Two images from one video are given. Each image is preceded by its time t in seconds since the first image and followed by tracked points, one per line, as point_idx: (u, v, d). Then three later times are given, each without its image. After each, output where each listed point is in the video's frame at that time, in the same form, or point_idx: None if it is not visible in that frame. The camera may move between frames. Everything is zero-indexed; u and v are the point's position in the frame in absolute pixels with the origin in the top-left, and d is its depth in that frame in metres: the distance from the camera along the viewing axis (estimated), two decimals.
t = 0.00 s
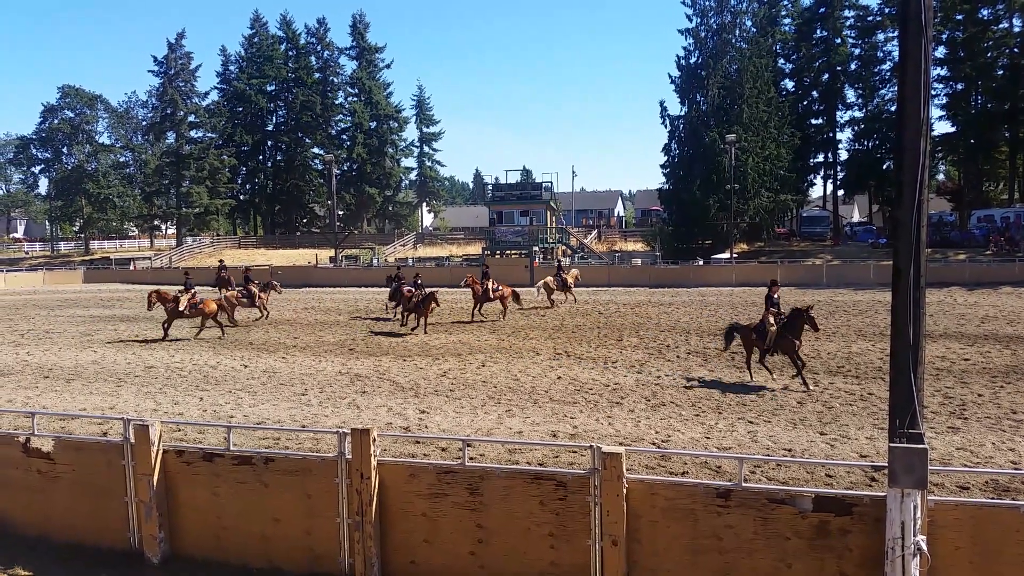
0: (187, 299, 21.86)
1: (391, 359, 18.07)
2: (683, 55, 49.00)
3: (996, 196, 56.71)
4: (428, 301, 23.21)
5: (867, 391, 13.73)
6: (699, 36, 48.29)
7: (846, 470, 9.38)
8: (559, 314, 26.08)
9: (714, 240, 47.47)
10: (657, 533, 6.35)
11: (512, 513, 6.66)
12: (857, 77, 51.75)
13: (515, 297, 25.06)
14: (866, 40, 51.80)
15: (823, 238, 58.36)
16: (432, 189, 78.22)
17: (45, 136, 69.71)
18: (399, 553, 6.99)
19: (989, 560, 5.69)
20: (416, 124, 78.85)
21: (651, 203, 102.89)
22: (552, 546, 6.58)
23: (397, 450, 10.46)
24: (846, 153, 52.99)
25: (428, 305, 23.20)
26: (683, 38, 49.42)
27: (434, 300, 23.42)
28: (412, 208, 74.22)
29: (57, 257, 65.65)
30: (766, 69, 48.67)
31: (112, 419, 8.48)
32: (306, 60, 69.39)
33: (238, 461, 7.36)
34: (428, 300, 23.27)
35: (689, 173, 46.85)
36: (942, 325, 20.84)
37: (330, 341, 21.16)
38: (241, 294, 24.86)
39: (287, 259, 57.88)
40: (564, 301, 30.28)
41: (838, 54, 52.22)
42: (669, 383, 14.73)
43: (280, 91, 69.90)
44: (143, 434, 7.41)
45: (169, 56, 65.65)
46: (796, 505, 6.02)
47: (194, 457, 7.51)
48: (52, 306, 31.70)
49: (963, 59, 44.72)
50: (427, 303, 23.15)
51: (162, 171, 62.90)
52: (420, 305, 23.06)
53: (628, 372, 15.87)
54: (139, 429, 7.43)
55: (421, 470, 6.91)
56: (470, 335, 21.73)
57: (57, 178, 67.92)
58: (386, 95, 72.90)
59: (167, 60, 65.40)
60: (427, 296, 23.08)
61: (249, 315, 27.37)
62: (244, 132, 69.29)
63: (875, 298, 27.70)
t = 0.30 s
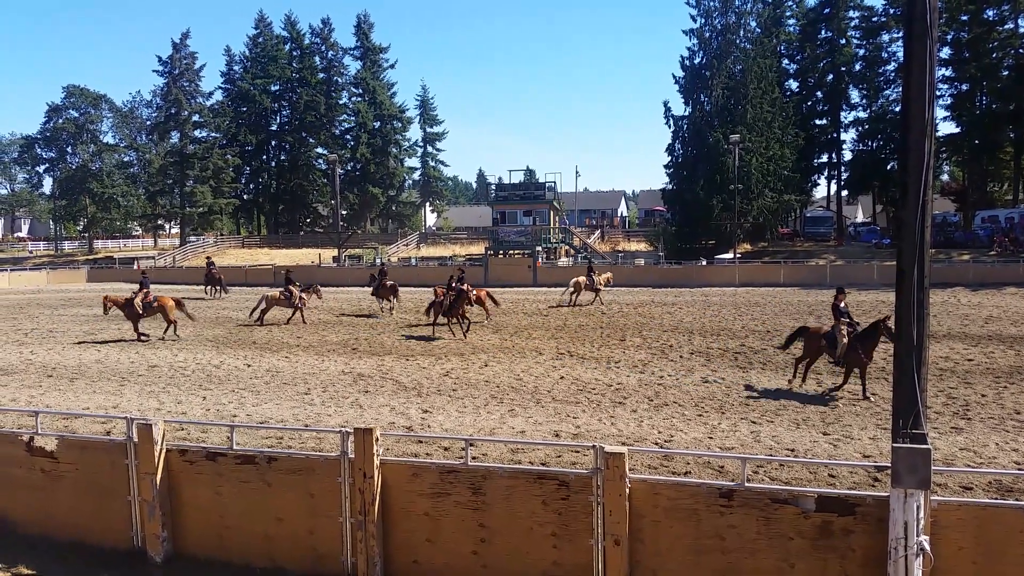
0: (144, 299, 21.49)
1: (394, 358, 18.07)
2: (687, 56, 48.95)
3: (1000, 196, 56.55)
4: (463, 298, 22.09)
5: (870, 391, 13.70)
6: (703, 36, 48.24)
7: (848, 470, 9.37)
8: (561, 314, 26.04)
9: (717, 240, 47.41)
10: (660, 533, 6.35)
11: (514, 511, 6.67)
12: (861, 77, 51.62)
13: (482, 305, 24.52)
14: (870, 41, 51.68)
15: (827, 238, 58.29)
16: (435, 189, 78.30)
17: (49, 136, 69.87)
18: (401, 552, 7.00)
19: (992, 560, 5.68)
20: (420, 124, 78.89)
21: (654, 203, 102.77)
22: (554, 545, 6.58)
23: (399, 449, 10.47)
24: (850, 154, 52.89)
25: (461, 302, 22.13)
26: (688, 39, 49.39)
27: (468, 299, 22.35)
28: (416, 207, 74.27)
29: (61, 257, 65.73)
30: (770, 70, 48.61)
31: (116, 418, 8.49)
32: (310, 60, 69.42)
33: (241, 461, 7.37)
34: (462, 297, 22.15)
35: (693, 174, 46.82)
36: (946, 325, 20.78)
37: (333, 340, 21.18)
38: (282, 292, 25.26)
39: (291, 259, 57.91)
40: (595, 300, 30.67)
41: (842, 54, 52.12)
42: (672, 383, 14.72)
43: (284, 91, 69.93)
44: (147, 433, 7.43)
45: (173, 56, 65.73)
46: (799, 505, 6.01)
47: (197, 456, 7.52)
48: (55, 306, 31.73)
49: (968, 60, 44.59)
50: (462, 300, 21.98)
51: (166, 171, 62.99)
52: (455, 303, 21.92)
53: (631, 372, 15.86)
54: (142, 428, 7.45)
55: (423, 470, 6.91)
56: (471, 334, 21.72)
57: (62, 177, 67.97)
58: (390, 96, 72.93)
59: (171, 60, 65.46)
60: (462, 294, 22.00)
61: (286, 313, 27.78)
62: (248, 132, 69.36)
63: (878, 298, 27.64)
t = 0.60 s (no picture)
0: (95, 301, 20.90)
1: (393, 359, 18.07)
2: (686, 55, 49.01)
3: (1000, 195, 56.55)
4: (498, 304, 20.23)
5: (870, 391, 13.70)
6: (702, 36, 48.27)
7: (848, 470, 9.37)
8: (561, 314, 26.02)
9: (717, 240, 47.45)
10: (660, 534, 6.35)
11: (514, 512, 6.66)
12: (860, 77, 51.63)
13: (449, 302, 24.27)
14: (869, 40, 51.68)
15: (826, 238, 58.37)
16: (434, 189, 78.31)
17: (48, 137, 69.89)
18: (401, 553, 7.00)
19: (991, 561, 5.68)
20: (418, 124, 78.91)
21: (653, 203, 102.79)
22: (555, 546, 6.57)
23: (399, 450, 10.48)
24: (849, 153, 52.92)
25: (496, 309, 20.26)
26: (686, 38, 49.43)
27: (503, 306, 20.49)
28: (415, 207, 74.26)
29: (60, 258, 65.71)
30: (768, 69, 48.63)
31: (117, 419, 8.50)
32: (309, 60, 69.37)
33: (241, 462, 7.37)
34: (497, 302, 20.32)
35: (692, 173, 46.83)
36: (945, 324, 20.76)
37: (332, 341, 21.17)
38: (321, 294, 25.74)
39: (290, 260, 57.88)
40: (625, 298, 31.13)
41: (841, 53, 52.13)
42: (672, 383, 14.72)
43: (283, 92, 69.95)
44: (147, 434, 7.43)
45: (171, 57, 65.71)
46: (799, 505, 6.01)
47: (196, 457, 7.52)
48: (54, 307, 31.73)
49: (966, 59, 44.59)
50: (495, 308, 20.12)
51: (165, 172, 62.97)
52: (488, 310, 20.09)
53: (631, 373, 15.86)
54: (142, 429, 7.45)
55: (423, 471, 6.91)
56: (470, 335, 21.73)
57: (61, 178, 67.99)
58: (388, 96, 72.94)
59: (170, 61, 65.50)
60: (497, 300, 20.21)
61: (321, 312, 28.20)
62: (247, 133, 69.37)
63: (878, 298, 27.62)
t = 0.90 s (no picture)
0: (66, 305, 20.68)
1: (393, 360, 18.06)
2: (685, 57, 49.09)
3: (998, 196, 56.63)
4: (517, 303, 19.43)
5: (869, 392, 13.71)
6: (700, 37, 48.33)
7: (847, 471, 9.37)
8: (560, 315, 26.01)
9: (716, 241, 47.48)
10: (659, 534, 6.35)
11: (513, 513, 6.66)
12: (858, 78, 51.70)
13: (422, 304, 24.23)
14: (867, 41, 51.73)
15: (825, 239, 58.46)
16: (433, 190, 78.31)
17: (47, 138, 69.84)
18: (400, 554, 7.00)
19: (990, 561, 5.69)
20: (418, 125, 78.92)
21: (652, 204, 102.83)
22: (554, 547, 6.58)
23: (398, 450, 10.49)
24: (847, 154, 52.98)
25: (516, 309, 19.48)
26: (685, 39, 49.49)
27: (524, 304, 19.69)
28: (414, 208, 74.25)
29: (59, 259, 65.67)
30: (767, 70, 48.68)
31: (116, 420, 8.49)
32: (308, 61, 69.33)
33: (239, 462, 7.36)
34: (515, 302, 19.52)
35: (691, 174, 46.85)
36: (944, 326, 20.78)
37: (331, 342, 21.17)
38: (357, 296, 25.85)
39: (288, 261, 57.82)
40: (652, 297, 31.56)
41: (839, 54, 52.15)
42: (671, 383, 14.73)
43: (282, 92, 69.94)
44: (146, 435, 7.43)
45: (170, 58, 65.68)
46: (798, 506, 6.01)
47: (195, 458, 7.52)
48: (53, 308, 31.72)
49: (964, 60, 44.60)
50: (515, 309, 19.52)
51: (163, 173, 62.93)
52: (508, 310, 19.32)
53: (630, 373, 15.87)
54: (141, 431, 7.45)
55: (422, 472, 6.91)
56: (470, 336, 21.73)
57: (59, 179, 67.94)
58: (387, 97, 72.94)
59: (168, 61, 65.49)
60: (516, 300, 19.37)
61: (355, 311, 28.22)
62: (246, 134, 69.35)
63: (877, 299, 27.62)
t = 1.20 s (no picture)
0: None
1: (394, 357, 18.05)
2: (687, 54, 49.00)
3: (1001, 193, 56.51)
4: (579, 306, 18.33)
5: (871, 390, 13.70)
6: (703, 34, 48.21)
7: (848, 469, 9.36)
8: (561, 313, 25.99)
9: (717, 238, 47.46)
10: (660, 532, 6.35)
11: (514, 510, 6.67)
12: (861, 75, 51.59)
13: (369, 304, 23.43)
14: (870, 38, 51.60)
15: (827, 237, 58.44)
16: (434, 187, 78.30)
17: (49, 134, 69.81)
18: (400, 551, 7.01)
19: (990, 559, 5.69)
20: (419, 122, 78.85)
21: (654, 201, 102.77)
22: (554, 544, 6.58)
23: (399, 447, 10.50)
24: (850, 151, 52.91)
25: (578, 312, 18.39)
26: (687, 36, 49.40)
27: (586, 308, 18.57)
28: (415, 205, 74.24)
29: (61, 255, 65.67)
30: (769, 67, 48.60)
31: (116, 416, 8.50)
32: (309, 57, 69.26)
33: (241, 458, 7.38)
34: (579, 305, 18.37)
35: (693, 172, 46.81)
36: (946, 323, 20.74)
37: (332, 338, 21.15)
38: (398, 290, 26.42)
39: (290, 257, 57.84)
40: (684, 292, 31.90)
41: (842, 52, 52.01)
42: (671, 381, 14.72)
43: (284, 89, 69.91)
44: (147, 430, 7.44)
45: (172, 54, 65.60)
46: (798, 503, 6.01)
47: (196, 454, 7.53)
48: (55, 304, 31.72)
49: (967, 57, 44.49)
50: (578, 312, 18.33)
51: (165, 170, 62.96)
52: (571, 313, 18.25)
53: (631, 371, 15.85)
54: (142, 426, 7.46)
55: (423, 468, 6.92)
56: (471, 333, 21.73)
57: (61, 175, 67.95)
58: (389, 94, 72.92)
59: (170, 58, 65.46)
60: (578, 303, 18.27)
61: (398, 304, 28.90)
62: (248, 130, 69.34)
63: (878, 296, 27.56)
